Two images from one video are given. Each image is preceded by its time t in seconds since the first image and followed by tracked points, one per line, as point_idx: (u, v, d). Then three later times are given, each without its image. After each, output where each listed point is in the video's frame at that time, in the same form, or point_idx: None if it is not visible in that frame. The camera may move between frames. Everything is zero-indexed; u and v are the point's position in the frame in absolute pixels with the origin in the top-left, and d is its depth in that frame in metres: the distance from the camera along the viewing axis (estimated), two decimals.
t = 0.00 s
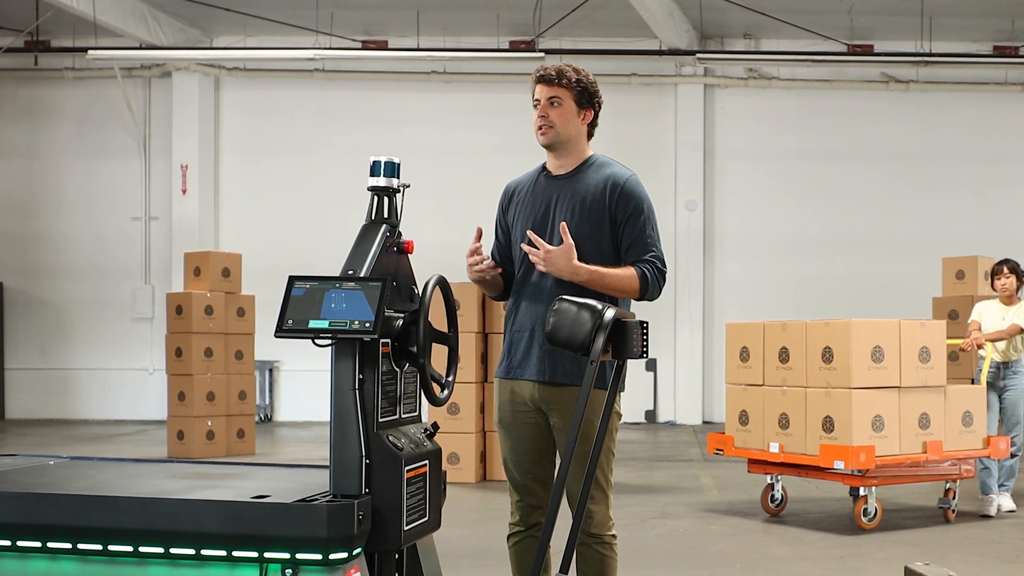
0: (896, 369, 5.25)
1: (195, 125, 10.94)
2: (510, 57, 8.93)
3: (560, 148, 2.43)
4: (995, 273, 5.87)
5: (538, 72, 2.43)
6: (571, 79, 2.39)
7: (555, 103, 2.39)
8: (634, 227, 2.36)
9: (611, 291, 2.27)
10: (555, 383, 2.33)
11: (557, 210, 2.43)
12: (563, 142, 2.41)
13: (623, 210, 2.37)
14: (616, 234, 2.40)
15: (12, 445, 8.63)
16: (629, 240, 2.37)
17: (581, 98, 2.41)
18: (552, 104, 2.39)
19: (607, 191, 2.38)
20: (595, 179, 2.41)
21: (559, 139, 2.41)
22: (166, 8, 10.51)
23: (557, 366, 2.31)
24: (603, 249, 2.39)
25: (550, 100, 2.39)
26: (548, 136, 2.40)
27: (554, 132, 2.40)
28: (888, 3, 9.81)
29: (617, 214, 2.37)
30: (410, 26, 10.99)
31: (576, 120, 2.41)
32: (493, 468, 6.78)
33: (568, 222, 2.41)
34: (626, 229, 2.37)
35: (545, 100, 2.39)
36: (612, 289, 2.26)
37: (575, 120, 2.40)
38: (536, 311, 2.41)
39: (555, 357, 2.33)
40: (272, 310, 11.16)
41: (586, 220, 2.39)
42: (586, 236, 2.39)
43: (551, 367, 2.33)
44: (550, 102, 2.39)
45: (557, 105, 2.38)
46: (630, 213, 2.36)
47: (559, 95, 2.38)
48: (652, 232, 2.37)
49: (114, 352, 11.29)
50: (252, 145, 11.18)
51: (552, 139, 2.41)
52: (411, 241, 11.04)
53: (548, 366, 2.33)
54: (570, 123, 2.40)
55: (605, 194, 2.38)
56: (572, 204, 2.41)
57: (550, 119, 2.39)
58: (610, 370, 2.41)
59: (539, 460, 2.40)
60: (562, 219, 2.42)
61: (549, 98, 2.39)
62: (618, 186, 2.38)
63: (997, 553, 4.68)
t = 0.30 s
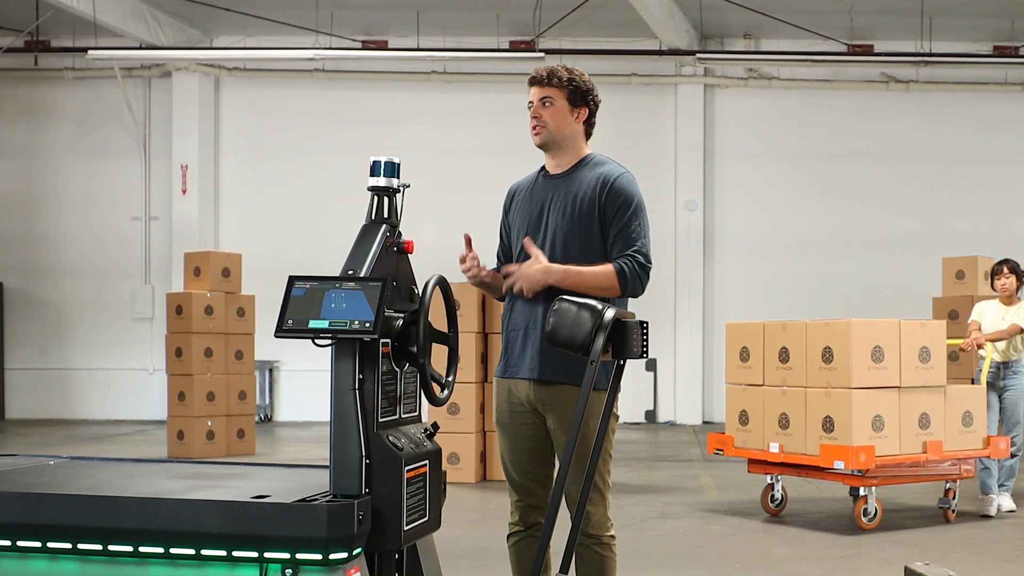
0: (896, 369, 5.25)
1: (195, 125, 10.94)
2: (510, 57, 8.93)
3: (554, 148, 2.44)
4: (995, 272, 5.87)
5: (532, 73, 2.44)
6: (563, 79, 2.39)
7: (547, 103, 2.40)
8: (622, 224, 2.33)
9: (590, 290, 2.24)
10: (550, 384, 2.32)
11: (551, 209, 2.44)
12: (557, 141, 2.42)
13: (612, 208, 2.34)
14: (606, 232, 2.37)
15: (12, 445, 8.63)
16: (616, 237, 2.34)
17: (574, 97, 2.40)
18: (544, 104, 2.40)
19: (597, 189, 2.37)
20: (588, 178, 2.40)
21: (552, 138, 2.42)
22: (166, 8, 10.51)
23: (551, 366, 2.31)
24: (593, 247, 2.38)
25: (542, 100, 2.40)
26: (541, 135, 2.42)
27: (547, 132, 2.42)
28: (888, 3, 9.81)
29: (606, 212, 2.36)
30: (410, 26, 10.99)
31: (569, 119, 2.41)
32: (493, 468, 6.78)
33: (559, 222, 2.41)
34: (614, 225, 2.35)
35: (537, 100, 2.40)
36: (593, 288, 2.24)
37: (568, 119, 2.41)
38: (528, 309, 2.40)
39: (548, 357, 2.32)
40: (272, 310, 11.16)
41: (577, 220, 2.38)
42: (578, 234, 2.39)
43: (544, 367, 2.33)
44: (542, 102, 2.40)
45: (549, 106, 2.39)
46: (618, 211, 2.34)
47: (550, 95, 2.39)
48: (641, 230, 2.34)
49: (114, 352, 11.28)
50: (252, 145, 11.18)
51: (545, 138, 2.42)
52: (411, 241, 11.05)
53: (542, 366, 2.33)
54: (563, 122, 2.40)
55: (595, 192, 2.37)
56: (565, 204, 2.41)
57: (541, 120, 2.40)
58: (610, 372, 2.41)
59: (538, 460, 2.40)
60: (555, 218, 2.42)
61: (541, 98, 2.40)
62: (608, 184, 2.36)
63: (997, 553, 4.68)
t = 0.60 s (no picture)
0: (896, 369, 5.25)
1: (195, 125, 10.95)
2: (510, 57, 8.93)
3: (549, 147, 2.44)
4: (995, 273, 5.87)
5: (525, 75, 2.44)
6: (556, 79, 2.39)
7: (541, 103, 2.39)
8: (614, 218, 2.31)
9: (573, 263, 2.17)
10: (548, 383, 2.32)
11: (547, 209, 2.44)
12: (551, 142, 2.42)
13: (606, 204, 2.34)
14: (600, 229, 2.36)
15: (12, 445, 8.63)
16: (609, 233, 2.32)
17: (568, 96, 2.40)
18: (538, 104, 2.39)
19: (591, 187, 2.37)
20: (583, 178, 2.40)
21: (547, 138, 2.42)
22: (166, 8, 10.51)
23: (549, 365, 2.31)
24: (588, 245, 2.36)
25: (537, 101, 2.39)
26: (536, 136, 2.41)
27: (541, 132, 2.41)
28: (888, 3, 9.81)
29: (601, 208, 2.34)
30: (410, 26, 10.99)
31: (563, 119, 2.41)
32: (493, 468, 6.78)
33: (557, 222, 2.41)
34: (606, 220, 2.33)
35: (531, 101, 2.40)
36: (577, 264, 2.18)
37: (562, 118, 2.41)
38: (527, 308, 2.40)
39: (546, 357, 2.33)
40: (272, 310, 11.16)
41: (574, 218, 2.38)
42: (573, 233, 2.38)
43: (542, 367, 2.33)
44: (536, 102, 2.40)
45: (543, 106, 2.39)
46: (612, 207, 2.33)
47: (544, 95, 2.39)
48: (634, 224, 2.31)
49: (114, 352, 11.28)
50: (252, 145, 11.18)
51: (540, 139, 2.42)
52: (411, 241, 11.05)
53: (541, 366, 2.33)
54: (557, 122, 2.40)
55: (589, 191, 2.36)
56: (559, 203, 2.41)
57: (535, 119, 2.40)
58: (610, 372, 2.41)
59: (537, 461, 2.40)
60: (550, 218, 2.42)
61: (536, 99, 2.40)
62: (603, 182, 2.36)
63: (997, 553, 4.68)
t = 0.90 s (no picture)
0: (896, 370, 5.25)
1: (195, 125, 10.94)
2: (510, 57, 8.93)
3: (551, 146, 2.44)
4: (995, 273, 5.87)
5: (526, 73, 2.42)
6: (561, 78, 2.38)
7: (546, 104, 2.39)
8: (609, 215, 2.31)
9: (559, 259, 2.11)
10: (548, 382, 2.33)
11: (545, 209, 2.44)
12: (554, 142, 2.43)
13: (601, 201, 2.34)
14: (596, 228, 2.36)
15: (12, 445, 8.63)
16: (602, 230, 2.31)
17: (570, 97, 2.40)
18: (543, 104, 2.39)
19: (587, 184, 2.37)
20: (580, 176, 2.40)
21: (552, 137, 2.42)
22: (166, 8, 10.51)
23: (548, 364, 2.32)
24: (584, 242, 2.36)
25: (540, 101, 2.39)
26: (540, 136, 2.41)
27: (545, 132, 2.41)
28: (888, 3, 9.81)
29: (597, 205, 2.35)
30: (409, 26, 10.99)
31: (566, 118, 2.41)
32: (493, 467, 6.78)
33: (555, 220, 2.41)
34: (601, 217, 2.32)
35: (534, 100, 2.39)
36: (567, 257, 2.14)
37: (565, 119, 2.41)
38: (526, 307, 2.41)
39: (546, 357, 2.33)
40: (272, 310, 11.15)
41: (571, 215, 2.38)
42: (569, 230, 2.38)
43: (542, 366, 2.34)
44: (540, 102, 2.39)
45: (547, 106, 2.38)
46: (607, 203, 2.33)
47: (549, 95, 2.38)
48: (627, 221, 2.31)
49: (114, 352, 11.28)
50: (252, 145, 11.18)
51: (543, 138, 2.42)
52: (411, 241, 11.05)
53: (541, 365, 2.33)
54: (561, 122, 2.40)
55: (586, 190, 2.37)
56: (556, 205, 2.42)
57: (539, 119, 2.39)
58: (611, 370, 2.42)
59: (536, 461, 2.40)
60: (549, 217, 2.42)
61: (540, 99, 2.39)
62: (599, 179, 2.36)
63: (997, 553, 4.67)
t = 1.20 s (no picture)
0: (896, 370, 5.25)
1: (195, 125, 10.95)
2: (511, 57, 8.93)
3: (545, 150, 2.43)
4: (995, 273, 5.87)
5: (518, 75, 2.41)
6: (554, 80, 2.38)
7: (539, 105, 2.38)
8: (619, 228, 2.35)
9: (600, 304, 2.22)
10: (549, 385, 2.33)
11: (542, 213, 2.43)
12: (547, 144, 2.41)
13: (606, 208, 2.37)
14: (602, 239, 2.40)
15: (12, 445, 8.63)
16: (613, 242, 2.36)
17: (562, 98, 2.40)
18: (536, 106, 2.38)
19: (589, 189, 2.38)
20: (578, 180, 2.40)
21: (546, 140, 2.40)
22: (166, 8, 10.51)
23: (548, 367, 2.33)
24: (587, 248, 2.38)
25: (534, 102, 2.37)
26: (534, 138, 2.40)
27: (540, 135, 2.40)
28: (888, 3, 9.81)
29: (600, 212, 2.37)
30: (410, 26, 10.98)
31: (559, 120, 2.41)
32: (493, 467, 6.78)
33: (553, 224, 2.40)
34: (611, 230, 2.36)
35: (528, 102, 2.38)
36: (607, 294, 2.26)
37: (558, 120, 2.40)
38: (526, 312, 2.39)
39: (546, 361, 2.34)
40: (272, 310, 11.15)
41: (572, 220, 2.38)
42: (570, 234, 2.38)
43: (543, 369, 2.34)
44: (533, 104, 2.38)
45: (541, 108, 2.37)
46: (613, 210, 2.36)
47: (542, 96, 2.37)
48: (636, 234, 2.37)
49: (114, 352, 11.28)
50: (252, 145, 11.18)
51: (538, 141, 2.40)
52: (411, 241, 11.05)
53: (541, 366, 2.34)
54: (555, 124, 2.39)
55: (589, 197, 2.37)
56: (553, 210, 2.40)
57: (534, 122, 2.38)
58: (610, 370, 2.43)
59: (534, 462, 2.40)
60: (547, 221, 2.41)
61: (533, 101, 2.37)
62: (601, 184, 2.38)
63: (997, 554, 4.67)
